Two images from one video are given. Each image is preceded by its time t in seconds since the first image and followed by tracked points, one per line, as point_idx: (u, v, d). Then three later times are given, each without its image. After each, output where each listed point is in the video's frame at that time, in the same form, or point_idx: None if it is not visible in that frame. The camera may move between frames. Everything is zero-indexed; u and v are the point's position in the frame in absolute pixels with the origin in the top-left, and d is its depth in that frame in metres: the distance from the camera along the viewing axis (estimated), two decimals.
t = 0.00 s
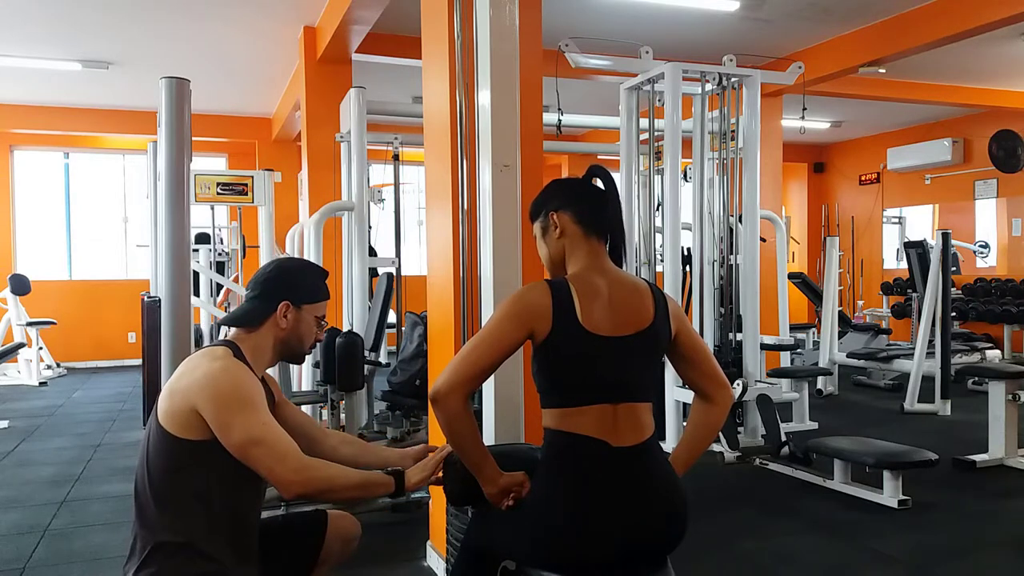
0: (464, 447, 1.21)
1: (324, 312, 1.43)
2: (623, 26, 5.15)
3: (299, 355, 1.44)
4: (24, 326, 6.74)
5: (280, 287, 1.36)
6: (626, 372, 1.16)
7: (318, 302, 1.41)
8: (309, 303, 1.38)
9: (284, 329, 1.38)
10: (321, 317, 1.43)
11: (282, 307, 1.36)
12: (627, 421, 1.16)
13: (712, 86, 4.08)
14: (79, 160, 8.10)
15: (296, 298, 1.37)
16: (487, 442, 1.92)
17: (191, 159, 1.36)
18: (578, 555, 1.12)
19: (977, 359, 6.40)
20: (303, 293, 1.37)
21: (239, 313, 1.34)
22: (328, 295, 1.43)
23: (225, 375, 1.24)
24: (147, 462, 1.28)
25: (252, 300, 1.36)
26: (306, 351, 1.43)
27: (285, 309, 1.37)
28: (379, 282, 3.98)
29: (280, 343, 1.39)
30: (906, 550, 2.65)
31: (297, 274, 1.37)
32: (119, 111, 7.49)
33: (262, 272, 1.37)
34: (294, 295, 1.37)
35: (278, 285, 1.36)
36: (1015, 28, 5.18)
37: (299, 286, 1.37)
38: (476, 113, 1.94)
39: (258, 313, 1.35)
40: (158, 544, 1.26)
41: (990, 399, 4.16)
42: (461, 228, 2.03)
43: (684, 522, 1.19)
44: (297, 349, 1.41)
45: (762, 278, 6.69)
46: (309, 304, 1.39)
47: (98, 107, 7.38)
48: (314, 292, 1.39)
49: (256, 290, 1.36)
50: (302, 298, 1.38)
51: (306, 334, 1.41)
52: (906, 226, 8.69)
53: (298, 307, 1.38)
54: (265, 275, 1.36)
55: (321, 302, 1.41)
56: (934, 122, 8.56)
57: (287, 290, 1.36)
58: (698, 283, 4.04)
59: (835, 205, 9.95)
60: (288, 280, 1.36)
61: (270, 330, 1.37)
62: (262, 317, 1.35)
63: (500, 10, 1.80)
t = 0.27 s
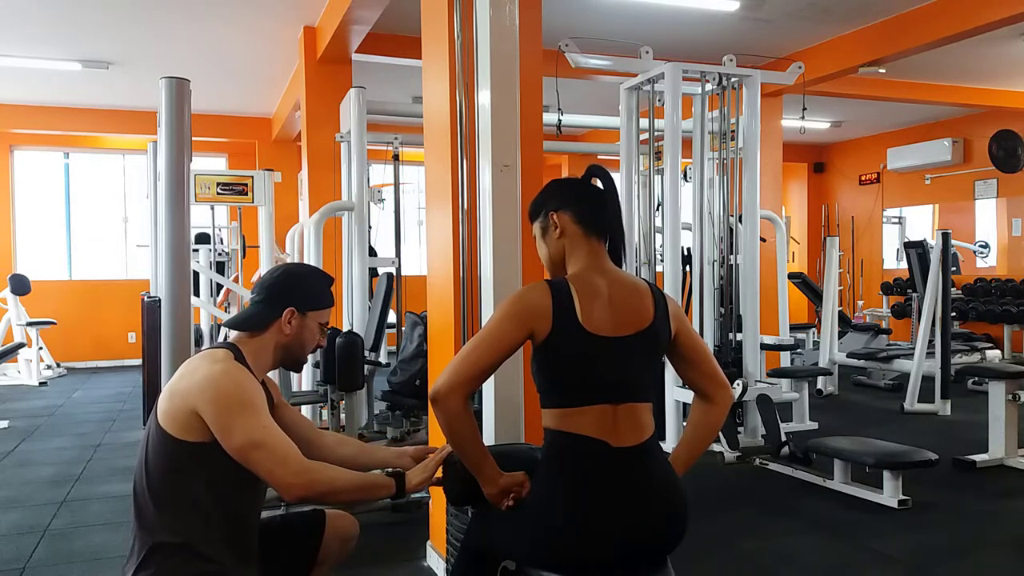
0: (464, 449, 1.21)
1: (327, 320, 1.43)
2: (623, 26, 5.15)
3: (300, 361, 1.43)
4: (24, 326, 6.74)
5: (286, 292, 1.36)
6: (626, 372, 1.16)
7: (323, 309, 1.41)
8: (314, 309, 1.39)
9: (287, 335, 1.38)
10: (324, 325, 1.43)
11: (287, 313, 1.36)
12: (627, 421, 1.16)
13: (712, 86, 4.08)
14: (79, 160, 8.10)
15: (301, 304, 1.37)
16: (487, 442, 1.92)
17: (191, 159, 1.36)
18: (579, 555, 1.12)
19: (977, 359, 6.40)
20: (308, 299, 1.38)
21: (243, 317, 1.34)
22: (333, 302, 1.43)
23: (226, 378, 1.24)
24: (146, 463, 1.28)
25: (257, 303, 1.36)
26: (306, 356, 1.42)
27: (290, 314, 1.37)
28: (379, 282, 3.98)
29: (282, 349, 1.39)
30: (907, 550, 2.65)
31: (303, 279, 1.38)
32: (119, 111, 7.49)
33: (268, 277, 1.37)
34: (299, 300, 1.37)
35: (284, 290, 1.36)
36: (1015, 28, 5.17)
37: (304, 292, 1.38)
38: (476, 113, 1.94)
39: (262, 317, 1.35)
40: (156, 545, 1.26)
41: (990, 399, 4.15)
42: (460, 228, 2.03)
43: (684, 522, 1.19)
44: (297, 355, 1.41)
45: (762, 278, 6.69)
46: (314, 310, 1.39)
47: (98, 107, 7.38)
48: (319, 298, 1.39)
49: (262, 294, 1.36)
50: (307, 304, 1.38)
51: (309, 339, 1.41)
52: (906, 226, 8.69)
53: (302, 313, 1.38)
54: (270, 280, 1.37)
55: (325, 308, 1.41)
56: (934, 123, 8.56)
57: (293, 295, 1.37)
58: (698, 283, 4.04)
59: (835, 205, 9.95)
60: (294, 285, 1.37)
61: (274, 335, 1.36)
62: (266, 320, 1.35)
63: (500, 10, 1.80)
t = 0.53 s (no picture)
0: (464, 449, 1.21)
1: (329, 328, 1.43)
2: (623, 26, 5.15)
3: (299, 366, 1.43)
4: (24, 326, 6.74)
5: (289, 298, 1.36)
6: (626, 372, 1.16)
7: (325, 316, 1.40)
8: (315, 317, 1.38)
9: (287, 341, 1.38)
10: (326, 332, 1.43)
11: (288, 319, 1.36)
12: (627, 421, 1.16)
13: (712, 86, 4.08)
14: (79, 160, 8.10)
15: (303, 312, 1.37)
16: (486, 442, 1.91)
17: (191, 159, 1.36)
18: (579, 554, 1.12)
19: (977, 359, 6.40)
20: (310, 306, 1.37)
21: (246, 319, 1.34)
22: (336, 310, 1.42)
23: (224, 382, 1.23)
24: (143, 465, 1.28)
25: (259, 307, 1.36)
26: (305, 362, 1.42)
27: (291, 321, 1.36)
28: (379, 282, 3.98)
29: (281, 354, 1.39)
30: (907, 550, 2.65)
31: (307, 286, 1.37)
32: (118, 111, 7.49)
33: (272, 282, 1.37)
34: (301, 307, 1.37)
35: (287, 296, 1.36)
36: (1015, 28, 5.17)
37: (307, 300, 1.37)
38: (476, 113, 1.94)
39: (264, 323, 1.35)
40: (152, 546, 1.26)
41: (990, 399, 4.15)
42: (460, 228, 2.03)
43: (684, 522, 1.19)
44: (296, 360, 1.41)
45: (762, 278, 6.69)
46: (315, 319, 1.38)
47: (98, 107, 7.38)
48: (321, 306, 1.39)
49: (264, 298, 1.36)
50: (310, 311, 1.38)
51: (308, 347, 1.40)
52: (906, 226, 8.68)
53: (304, 321, 1.38)
54: (275, 285, 1.36)
55: (327, 317, 1.41)
56: (934, 123, 8.56)
57: (296, 301, 1.36)
58: (698, 283, 4.04)
59: (835, 205, 9.95)
60: (298, 291, 1.37)
61: (274, 340, 1.36)
62: (266, 327, 1.35)
63: (500, 10, 1.80)
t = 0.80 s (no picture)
0: (464, 450, 1.21)
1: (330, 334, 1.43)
2: (622, 26, 5.15)
3: (298, 370, 1.43)
4: (24, 326, 6.74)
5: (291, 304, 1.36)
6: (626, 372, 1.16)
7: (326, 323, 1.40)
8: (316, 323, 1.38)
9: (287, 347, 1.38)
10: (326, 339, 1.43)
11: (289, 325, 1.36)
12: (627, 421, 1.16)
13: (712, 86, 4.08)
14: (79, 160, 8.10)
15: (304, 319, 1.37)
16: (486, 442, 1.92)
17: (191, 159, 1.36)
18: (579, 555, 1.12)
19: (977, 359, 6.40)
20: (312, 313, 1.37)
21: (246, 323, 1.34)
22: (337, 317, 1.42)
23: (223, 386, 1.23)
24: (141, 467, 1.28)
25: (261, 311, 1.35)
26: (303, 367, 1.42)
27: (292, 327, 1.37)
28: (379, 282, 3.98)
29: (281, 358, 1.39)
30: (907, 550, 2.65)
31: (309, 292, 1.37)
32: (118, 111, 7.49)
33: (274, 286, 1.37)
34: (302, 313, 1.37)
35: (289, 301, 1.36)
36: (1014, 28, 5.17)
37: (309, 306, 1.37)
38: (476, 113, 1.94)
39: (265, 327, 1.35)
40: (150, 549, 1.27)
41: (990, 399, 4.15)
42: (460, 228, 2.03)
43: (684, 522, 1.19)
44: (295, 365, 1.41)
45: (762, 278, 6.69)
46: (316, 326, 1.39)
47: (98, 107, 7.38)
48: (323, 313, 1.39)
49: (266, 302, 1.36)
50: (311, 318, 1.38)
51: (308, 352, 1.41)
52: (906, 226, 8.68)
53: (305, 327, 1.38)
54: (276, 289, 1.36)
55: (327, 324, 1.41)
56: (934, 123, 8.56)
57: (297, 308, 1.36)
58: (698, 283, 4.04)
59: (835, 205, 9.95)
60: (300, 296, 1.37)
61: (273, 345, 1.36)
62: (266, 332, 1.35)
63: (500, 10, 1.80)
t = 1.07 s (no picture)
0: (464, 450, 1.21)
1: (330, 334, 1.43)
2: (622, 26, 5.15)
3: (299, 371, 1.43)
4: (24, 326, 6.74)
5: (291, 304, 1.36)
6: (625, 372, 1.16)
7: (326, 323, 1.40)
8: (316, 323, 1.38)
9: (287, 348, 1.38)
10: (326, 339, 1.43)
11: (289, 326, 1.36)
12: (627, 421, 1.16)
13: (712, 86, 4.08)
14: (79, 160, 8.10)
15: (303, 320, 1.37)
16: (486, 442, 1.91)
17: (191, 159, 1.36)
18: (579, 555, 1.12)
19: (977, 359, 6.40)
20: (312, 314, 1.37)
21: (247, 324, 1.34)
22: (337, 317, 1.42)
23: (223, 387, 1.23)
24: (141, 467, 1.28)
25: (260, 311, 1.35)
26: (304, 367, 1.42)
27: (291, 328, 1.37)
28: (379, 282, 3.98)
29: (281, 359, 1.39)
30: (907, 550, 2.65)
31: (309, 292, 1.37)
32: (119, 111, 7.49)
33: (274, 286, 1.37)
34: (302, 314, 1.36)
35: (289, 301, 1.36)
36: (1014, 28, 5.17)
37: (309, 306, 1.37)
38: (476, 113, 1.94)
39: (264, 328, 1.35)
40: (149, 549, 1.27)
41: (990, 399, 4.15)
42: (460, 228, 2.03)
43: (684, 522, 1.19)
44: (295, 365, 1.41)
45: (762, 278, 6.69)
46: (316, 326, 1.38)
47: (98, 107, 7.38)
48: (323, 313, 1.39)
49: (266, 303, 1.35)
50: (310, 319, 1.38)
51: (308, 353, 1.41)
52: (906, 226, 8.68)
53: (305, 328, 1.38)
54: (276, 289, 1.36)
55: (328, 324, 1.41)
56: (934, 123, 8.56)
57: (297, 308, 1.36)
58: (698, 283, 4.04)
59: (835, 205, 9.95)
60: (300, 296, 1.36)
61: (273, 346, 1.36)
62: (266, 332, 1.35)
63: (500, 10, 1.80)
